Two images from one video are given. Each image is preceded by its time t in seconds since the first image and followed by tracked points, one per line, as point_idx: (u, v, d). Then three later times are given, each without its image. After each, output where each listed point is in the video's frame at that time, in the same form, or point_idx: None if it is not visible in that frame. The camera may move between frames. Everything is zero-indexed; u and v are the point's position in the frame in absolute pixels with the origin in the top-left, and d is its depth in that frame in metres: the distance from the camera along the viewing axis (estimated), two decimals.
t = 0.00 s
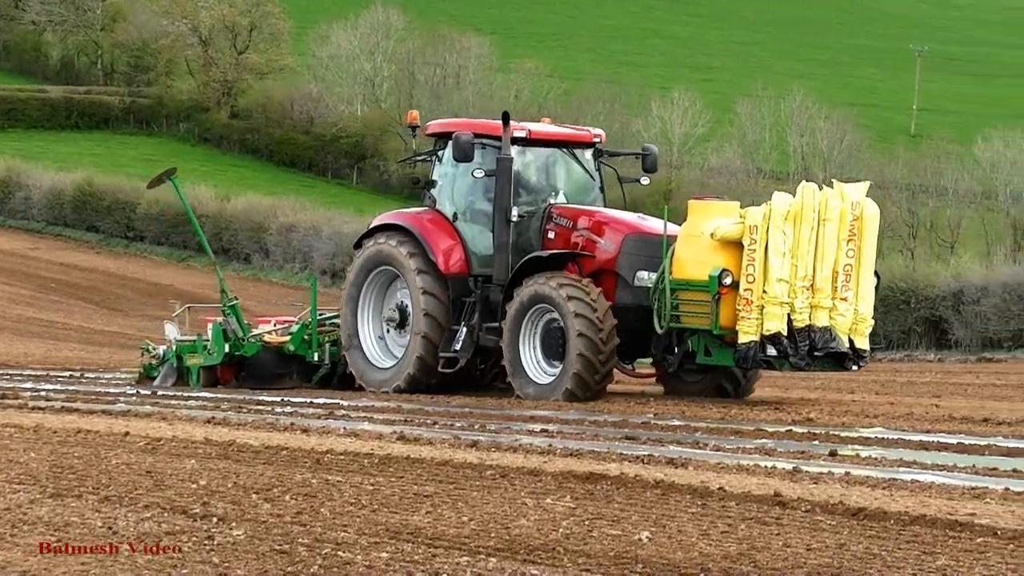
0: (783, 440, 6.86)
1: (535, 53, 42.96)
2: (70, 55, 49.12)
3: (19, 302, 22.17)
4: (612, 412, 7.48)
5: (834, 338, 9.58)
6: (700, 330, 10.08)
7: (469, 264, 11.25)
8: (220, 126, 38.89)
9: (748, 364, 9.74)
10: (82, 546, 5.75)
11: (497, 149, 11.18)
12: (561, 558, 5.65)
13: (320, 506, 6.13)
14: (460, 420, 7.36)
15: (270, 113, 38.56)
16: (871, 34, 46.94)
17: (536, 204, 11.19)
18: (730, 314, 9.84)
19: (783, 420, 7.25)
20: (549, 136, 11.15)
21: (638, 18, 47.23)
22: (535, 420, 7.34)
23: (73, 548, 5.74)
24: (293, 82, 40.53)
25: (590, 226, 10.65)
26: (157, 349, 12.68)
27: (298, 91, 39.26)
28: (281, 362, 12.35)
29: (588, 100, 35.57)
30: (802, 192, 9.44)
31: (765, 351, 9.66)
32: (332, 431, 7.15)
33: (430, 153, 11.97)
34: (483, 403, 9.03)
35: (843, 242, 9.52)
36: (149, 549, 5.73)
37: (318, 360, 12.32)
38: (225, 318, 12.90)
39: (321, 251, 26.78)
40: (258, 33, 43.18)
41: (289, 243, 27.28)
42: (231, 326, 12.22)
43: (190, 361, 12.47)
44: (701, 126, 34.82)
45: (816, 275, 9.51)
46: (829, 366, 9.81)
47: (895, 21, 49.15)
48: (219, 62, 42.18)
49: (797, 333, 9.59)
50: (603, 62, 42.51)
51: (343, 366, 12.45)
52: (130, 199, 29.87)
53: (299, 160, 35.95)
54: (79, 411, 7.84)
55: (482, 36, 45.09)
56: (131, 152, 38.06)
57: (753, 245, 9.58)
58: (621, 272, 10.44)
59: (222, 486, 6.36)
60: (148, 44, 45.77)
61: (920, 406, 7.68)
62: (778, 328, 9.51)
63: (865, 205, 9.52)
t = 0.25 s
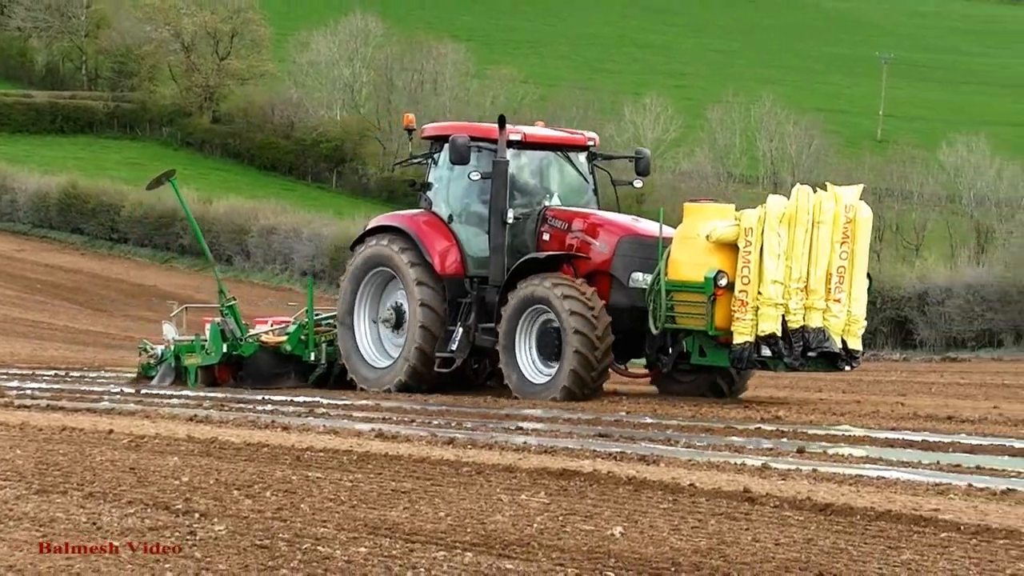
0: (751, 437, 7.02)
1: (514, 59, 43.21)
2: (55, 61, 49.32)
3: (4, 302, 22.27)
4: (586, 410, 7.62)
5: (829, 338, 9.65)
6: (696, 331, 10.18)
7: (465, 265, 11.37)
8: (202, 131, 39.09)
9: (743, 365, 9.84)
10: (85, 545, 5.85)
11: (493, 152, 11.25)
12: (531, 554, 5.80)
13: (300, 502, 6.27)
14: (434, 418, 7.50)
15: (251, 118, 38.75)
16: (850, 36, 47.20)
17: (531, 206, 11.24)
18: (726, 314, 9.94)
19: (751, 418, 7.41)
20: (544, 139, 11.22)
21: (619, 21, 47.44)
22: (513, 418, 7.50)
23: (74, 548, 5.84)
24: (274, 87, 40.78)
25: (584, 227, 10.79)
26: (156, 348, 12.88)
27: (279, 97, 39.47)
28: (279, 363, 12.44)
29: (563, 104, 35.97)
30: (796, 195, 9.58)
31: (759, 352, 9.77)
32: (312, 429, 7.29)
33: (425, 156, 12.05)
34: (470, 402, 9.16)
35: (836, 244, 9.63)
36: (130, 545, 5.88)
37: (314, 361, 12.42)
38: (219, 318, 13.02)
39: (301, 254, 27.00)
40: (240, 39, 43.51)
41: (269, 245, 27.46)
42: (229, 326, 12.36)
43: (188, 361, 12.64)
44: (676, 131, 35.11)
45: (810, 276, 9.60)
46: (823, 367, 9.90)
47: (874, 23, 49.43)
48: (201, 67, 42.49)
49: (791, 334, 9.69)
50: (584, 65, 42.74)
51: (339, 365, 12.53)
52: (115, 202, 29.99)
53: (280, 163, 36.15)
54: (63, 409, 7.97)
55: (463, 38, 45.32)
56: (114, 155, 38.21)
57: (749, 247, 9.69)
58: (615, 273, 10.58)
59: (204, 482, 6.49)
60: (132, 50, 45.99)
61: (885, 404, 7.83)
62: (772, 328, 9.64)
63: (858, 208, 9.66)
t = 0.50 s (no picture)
0: (725, 433, 7.20)
1: (495, 64, 43.47)
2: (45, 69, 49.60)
3: None
4: (562, 408, 7.79)
5: (829, 337, 9.85)
6: (698, 331, 10.32)
7: (468, 265, 11.47)
8: (189, 137, 39.37)
9: (745, 364, 10.03)
10: (83, 545, 5.98)
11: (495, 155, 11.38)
12: (511, 546, 5.98)
13: (286, 497, 6.44)
14: (416, 416, 7.67)
15: (236, 124, 39.02)
16: (831, 40, 47.45)
17: (533, 208, 11.40)
18: (727, 315, 10.10)
19: (725, 415, 7.58)
20: (545, 141, 11.37)
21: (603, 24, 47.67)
22: (494, 415, 7.67)
23: (72, 546, 5.96)
24: (259, 94, 41.10)
25: (585, 229, 10.96)
26: (161, 349, 13.02)
27: (263, 103, 39.75)
28: (282, 362, 12.57)
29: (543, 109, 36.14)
30: (797, 196, 9.76)
31: (762, 351, 9.97)
32: (296, 426, 7.46)
33: (427, 159, 12.20)
34: (462, 401, 9.33)
35: (836, 244, 9.84)
36: (122, 539, 6.05)
37: (318, 361, 12.58)
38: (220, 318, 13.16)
39: (286, 255, 27.10)
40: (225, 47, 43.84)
41: (254, 248, 27.58)
42: (235, 327, 12.55)
43: (194, 361, 12.79)
44: (651, 135, 35.42)
45: (810, 276, 9.80)
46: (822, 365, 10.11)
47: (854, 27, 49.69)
48: (188, 75, 42.82)
49: (792, 333, 9.88)
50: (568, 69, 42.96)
51: (343, 365, 12.68)
52: (101, 205, 30.10)
53: (263, 167, 36.40)
54: (54, 408, 8.13)
55: (446, 43, 45.52)
56: (102, 159, 38.42)
57: (750, 248, 9.86)
58: (617, 272, 10.70)
59: (192, 478, 6.66)
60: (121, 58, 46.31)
61: (856, 401, 8.02)
62: (775, 328, 9.82)
63: (857, 209, 9.87)
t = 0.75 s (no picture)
0: (705, 430, 7.35)
1: (485, 69, 43.70)
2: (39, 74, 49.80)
3: None
4: (544, 406, 7.94)
5: (832, 337, 9.99)
6: (703, 331, 10.46)
7: (472, 266, 11.64)
8: (181, 141, 39.59)
9: (750, 363, 10.13)
10: (84, 545, 6.07)
11: (500, 157, 11.53)
12: (497, 540, 6.13)
13: (276, 493, 6.58)
14: (404, 412, 7.83)
15: (228, 128, 39.23)
16: (817, 46, 47.66)
17: (538, 209, 11.54)
18: (732, 315, 10.24)
19: (704, 413, 7.74)
20: (549, 143, 11.52)
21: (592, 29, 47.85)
22: (482, 412, 7.84)
23: (73, 547, 6.06)
24: (250, 100, 41.33)
25: (589, 230, 11.11)
26: (168, 349, 13.12)
27: (254, 109, 39.96)
28: (289, 362, 12.71)
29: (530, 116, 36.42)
30: (801, 197, 9.91)
31: (766, 351, 10.07)
32: (286, 424, 7.60)
33: (432, 161, 12.35)
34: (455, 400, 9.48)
35: (839, 245, 9.97)
36: (116, 534, 6.20)
37: (324, 360, 12.73)
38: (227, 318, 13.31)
39: (276, 257, 27.23)
40: (217, 54, 44.07)
41: (246, 250, 27.71)
42: (242, 327, 12.63)
43: (201, 360, 12.91)
44: (635, 140, 35.69)
45: (813, 277, 9.93)
46: (825, 365, 10.23)
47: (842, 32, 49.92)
48: (179, 80, 43.06)
49: (796, 333, 9.99)
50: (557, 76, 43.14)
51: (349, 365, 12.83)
52: (97, 208, 30.21)
53: (255, 172, 36.61)
54: (49, 406, 8.28)
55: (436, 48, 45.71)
56: (95, 163, 38.56)
57: (755, 248, 9.98)
58: (622, 273, 10.83)
59: (184, 475, 6.80)
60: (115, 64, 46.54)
61: (831, 399, 8.18)
62: (780, 327, 9.92)
63: (860, 211, 9.99)
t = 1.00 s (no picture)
0: (687, 427, 7.51)
1: (474, 73, 43.95)
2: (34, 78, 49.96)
3: None
4: (531, 403, 8.10)
5: (837, 339, 10.03)
6: (709, 332, 10.59)
7: (478, 266, 11.74)
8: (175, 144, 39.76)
9: (756, 364, 10.25)
10: (83, 545, 6.16)
11: (507, 160, 11.66)
12: (484, 535, 6.28)
13: (266, 489, 6.73)
14: (395, 409, 7.98)
15: (220, 131, 39.42)
16: (805, 50, 47.88)
17: (543, 210, 11.70)
18: (739, 316, 10.34)
19: (687, 410, 7.89)
20: (556, 146, 11.65)
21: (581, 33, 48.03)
22: (469, 409, 8.00)
23: (74, 547, 6.14)
24: (242, 103, 41.51)
25: (594, 231, 11.27)
26: (177, 348, 13.21)
27: (246, 112, 40.14)
28: (296, 361, 12.85)
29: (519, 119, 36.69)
30: (807, 200, 9.97)
31: (772, 352, 10.19)
32: (278, 420, 7.75)
33: (437, 163, 12.51)
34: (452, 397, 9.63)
35: (845, 247, 10.01)
36: (109, 529, 6.34)
37: (331, 359, 12.87)
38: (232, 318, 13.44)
39: (267, 257, 27.38)
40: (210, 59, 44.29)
41: (238, 249, 27.84)
42: (249, 326, 12.82)
43: (209, 359, 13.03)
44: (620, 143, 35.97)
45: (819, 279, 10.00)
46: (832, 366, 10.31)
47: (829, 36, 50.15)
48: (173, 85, 43.28)
49: (802, 334, 10.10)
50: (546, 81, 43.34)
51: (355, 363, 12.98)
52: (92, 209, 30.33)
53: (247, 174, 36.79)
54: (45, 403, 8.42)
55: (426, 53, 45.91)
56: (90, 165, 38.67)
57: (762, 251, 10.07)
58: (627, 274, 11.00)
59: (178, 471, 6.95)
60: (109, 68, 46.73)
61: (808, 397, 8.37)
62: (785, 329, 10.04)
63: (865, 213, 10.02)
